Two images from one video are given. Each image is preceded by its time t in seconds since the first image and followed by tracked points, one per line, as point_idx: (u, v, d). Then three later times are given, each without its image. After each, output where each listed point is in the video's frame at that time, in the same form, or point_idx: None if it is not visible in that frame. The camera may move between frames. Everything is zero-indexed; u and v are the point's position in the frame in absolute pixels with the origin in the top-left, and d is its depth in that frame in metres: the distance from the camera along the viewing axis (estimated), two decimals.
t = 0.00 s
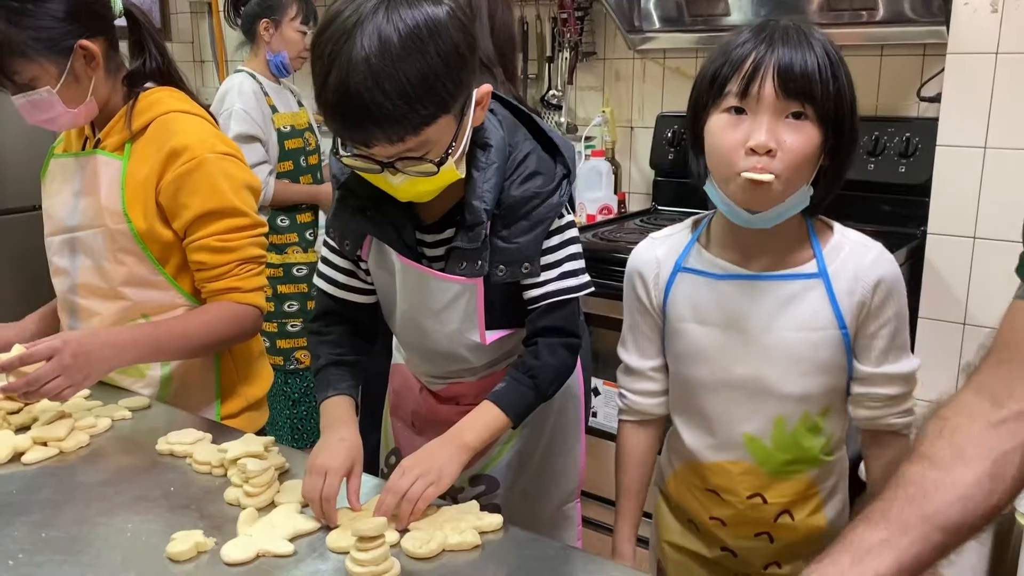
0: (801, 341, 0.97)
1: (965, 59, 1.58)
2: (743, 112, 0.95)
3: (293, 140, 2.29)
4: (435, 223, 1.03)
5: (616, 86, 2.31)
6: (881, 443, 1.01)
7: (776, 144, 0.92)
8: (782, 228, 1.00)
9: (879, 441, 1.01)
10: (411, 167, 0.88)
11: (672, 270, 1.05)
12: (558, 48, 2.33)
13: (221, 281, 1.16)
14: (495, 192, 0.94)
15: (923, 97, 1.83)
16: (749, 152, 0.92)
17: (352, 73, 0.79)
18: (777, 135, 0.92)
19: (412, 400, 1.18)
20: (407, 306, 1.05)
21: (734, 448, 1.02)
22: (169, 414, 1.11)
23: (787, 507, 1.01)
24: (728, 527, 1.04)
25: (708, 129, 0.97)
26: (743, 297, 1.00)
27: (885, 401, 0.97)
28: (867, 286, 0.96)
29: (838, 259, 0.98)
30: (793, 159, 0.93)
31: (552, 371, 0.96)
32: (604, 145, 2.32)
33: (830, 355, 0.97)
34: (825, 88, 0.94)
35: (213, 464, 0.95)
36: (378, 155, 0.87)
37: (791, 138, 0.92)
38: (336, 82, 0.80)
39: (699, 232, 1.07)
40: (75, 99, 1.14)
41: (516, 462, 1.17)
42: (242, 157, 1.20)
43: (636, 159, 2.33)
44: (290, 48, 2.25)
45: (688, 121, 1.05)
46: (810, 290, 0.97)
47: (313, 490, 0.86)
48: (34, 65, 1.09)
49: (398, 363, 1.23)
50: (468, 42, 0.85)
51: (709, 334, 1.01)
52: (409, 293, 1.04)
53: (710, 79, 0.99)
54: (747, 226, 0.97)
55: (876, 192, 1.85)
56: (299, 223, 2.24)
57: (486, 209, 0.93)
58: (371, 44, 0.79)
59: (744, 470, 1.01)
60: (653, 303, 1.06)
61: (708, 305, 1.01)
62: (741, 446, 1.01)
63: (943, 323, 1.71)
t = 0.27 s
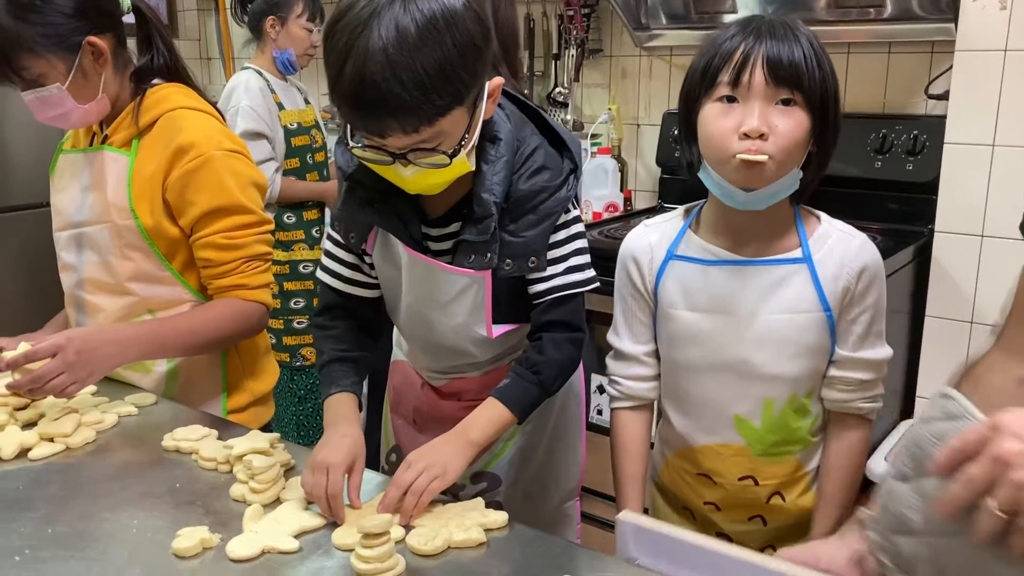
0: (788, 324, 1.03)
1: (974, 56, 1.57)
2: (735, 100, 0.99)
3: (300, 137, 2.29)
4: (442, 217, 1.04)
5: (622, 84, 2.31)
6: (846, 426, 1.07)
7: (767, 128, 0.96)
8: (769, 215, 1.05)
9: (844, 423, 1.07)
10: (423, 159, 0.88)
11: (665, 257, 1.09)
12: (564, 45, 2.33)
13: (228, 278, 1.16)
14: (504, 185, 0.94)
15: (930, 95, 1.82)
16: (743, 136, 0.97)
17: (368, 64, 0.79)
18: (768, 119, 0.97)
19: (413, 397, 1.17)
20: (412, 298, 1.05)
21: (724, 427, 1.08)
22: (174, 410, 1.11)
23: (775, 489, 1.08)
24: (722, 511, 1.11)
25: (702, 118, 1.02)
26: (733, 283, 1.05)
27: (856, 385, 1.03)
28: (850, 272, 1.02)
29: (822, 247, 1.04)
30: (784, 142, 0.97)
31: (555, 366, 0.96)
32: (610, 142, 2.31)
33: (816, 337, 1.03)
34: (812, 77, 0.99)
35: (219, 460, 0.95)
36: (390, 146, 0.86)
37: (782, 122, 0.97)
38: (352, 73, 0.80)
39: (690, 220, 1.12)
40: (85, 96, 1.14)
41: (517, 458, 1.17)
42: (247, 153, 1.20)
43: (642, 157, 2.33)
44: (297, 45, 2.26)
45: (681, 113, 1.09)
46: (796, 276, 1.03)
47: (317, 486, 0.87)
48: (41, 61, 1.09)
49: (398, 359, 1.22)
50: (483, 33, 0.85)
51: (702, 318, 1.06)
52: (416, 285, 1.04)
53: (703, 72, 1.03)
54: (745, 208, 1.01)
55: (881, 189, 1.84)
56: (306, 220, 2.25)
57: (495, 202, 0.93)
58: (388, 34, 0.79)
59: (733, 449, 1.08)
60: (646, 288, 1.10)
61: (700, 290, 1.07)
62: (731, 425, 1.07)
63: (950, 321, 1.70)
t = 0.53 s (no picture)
0: (798, 320, 1.03)
1: (987, 54, 1.56)
2: (743, 98, 0.99)
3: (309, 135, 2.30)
4: (441, 206, 1.04)
5: (632, 82, 2.31)
6: (859, 422, 1.06)
7: (774, 124, 0.96)
8: (780, 211, 1.05)
9: (857, 420, 1.06)
10: (431, 142, 0.87)
11: (675, 252, 1.09)
12: (573, 43, 2.32)
13: (241, 279, 1.16)
14: (509, 169, 0.95)
15: (941, 93, 1.81)
16: (751, 133, 0.97)
17: (380, 45, 0.78)
18: (775, 116, 0.97)
19: (405, 393, 1.16)
20: (415, 283, 1.05)
21: (734, 423, 1.08)
22: (183, 407, 1.12)
23: (787, 487, 1.09)
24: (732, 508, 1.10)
25: (710, 114, 1.01)
26: (743, 278, 1.05)
27: (868, 380, 1.03)
28: (859, 266, 1.02)
29: (831, 241, 1.03)
30: (792, 139, 0.97)
31: (553, 355, 0.96)
32: (620, 140, 2.31)
33: (826, 332, 1.03)
34: (819, 74, 0.98)
35: (229, 457, 0.96)
36: (398, 128, 0.86)
37: (789, 119, 0.97)
38: (363, 55, 0.79)
39: (701, 215, 1.12)
40: (102, 94, 1.15)
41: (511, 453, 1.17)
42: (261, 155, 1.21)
43: (651, 155, 2.33)
44: (307, 43, 2.26)
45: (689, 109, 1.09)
46: (806, 272, 1.03)
47: (327, 484, 0.87)
48: (62, 59, 1.10)
49: (388, 357, 1.21)
50: (490, 16, 0.85)
51: (712, 315, 1.06)
52: (419, 269, 1.03)
53: (709, 68, 1.03)
54: (753, 207, 1.01)
55: (893, 188, 1.84)
56: (316, 217, 2.25)
57: (501, 185, 0.93)
58: (401, 16, 0.78)
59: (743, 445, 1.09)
60: (655, 283, 1.10)
61: (710, 285, 1.07)
62: (741, 419, 1.08)
63: (961, 321, 1.69)
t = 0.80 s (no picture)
0: (820, 317, 1.03)
1: (1002, 53, 1.55)
2: (758, 97, 0.99)
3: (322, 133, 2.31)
4: (443, 191, 1.03)
5: (644, 80, 2.30)
6: (890, 415, 1.06)
7: (790, 123, 0.96)
8: (796, 207, 1.05)
9: (887, 413, 1.06)
10: (438, 119, 0.87)
11: (693, 252, 1.09)
12: (585, 41, 2.32)
13: (259, 280, 1.17)
14: (514, 150, 0.95)
15: (956, 92, 1.80)
16: (767, 132, 0.97)
17: (392, 16, 0.78)
18: (791, 114, 0.96)
19: (404, 386, 1.16)
20: (420, 266, 1.03)
21: (757, 426, 1.07)
22: (196, 404, 1.12)
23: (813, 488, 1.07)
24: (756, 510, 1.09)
25: (725, 115, 1.02)
26: (763, 276, 1.05)
27: (896, 374, 1.03)
28: (880, 259, 1.02)
29: (850, 236, 1.03)
30: (808, 137, 0.97)
31: (549, 341, 0.95)
32: (632, 138, 2.31)
33: (847, 328, 1.03)
34: (835, 70, 0.98)
35: (241, 453, 0.96)
36: (406, 106, 0.85)
37: (804, 116, 0.96)
38: (374, 29, 0.79)
39: (717, 216, 1.12)
40: (139, 82, 1.17)
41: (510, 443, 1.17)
42: (285, 156, 1.21)
43: (663, 153, 2.32)
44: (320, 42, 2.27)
45: (705, 111, 1.09)
46: (826, 269, 1.03)
47: (342, 478, 0.88)
48: (104, 44, 1.12)
49: (387, 352, 1.20)
50: None
51: (733, 317, 1.06)
52: (424, 252, 1.01)
53: (723, 69, 1.03)
54: (770, 202, 1.01)
55: (906, 187, 1.83)
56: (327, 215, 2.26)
57: (506, 163, 0.94)
58: None
59: (768, 446, 1.07)
60: (672, 284, 1.09)
61: (731, 284, 1.06)
62: (764, 419, 1.07)
63: (974, 321, 1.68)
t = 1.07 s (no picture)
0: (838, 317, 1.03)
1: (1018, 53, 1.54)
2: (771, 100, 0.99)
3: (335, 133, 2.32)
4: (453, 191, 1.03)
5: (656, 80, 2.30)
6: (904, 418, 1.06)
7: (805, 124, 0.96)
8: (812, 210, 1.05)
9: (902, 416, 1.06)
10: (456, 121, 0.87)
11: (709, 253, 1.09)
12: (597, 41, 2.32)
13: (248, 285, 1.14)
14: (526, 151, 0.95)
15: (970, 92, 1.78)
16: (781, 134, 0.96)
17: (417, 19, 0.79)
18: (805, 115, 0.96)
19: (410, 384, 1.17)
20: (430, 264, 1.03)
21: (774, 427, 1.06)
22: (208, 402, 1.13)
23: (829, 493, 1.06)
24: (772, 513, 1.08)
25: (739, 119, 1.01)
26: (781, 277, 1.04)
27: (913, 376, 1.02)
28: (899, 260, 1.02)
29: (867, 237, 1.03)
30: (822, 139, 0.96)
31: (553, 341, 0.95)
32: (643, 138, 2.30)
33: (865, 329, 1.03)
34: (848, 70, 0.97)
35: (253, 452, 0.97)
36: (424, 107, 0.86)
37: (819, 118, 0.96)
38: (398, 31, 0.79)
39: (733, 219, 1.11)
40: (169, 78, 1.19)
41: (515, 441, 1.18)
42: (301, 164, 1.19)
43: (675, 153, 2.32)
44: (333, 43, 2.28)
45: (718, 115, 1.08)
46: (844, 269, 1.03)
47: (350, 478, 0.88)
48: (133, 38, 1.13)
49: (392, 350, 1.19)
50: None
51: (750, 316, 1.05)
52: (435, 252, 1.01)
53: (737, 73, 1.03)
54: (786, 209, 1.01)
55: (920, 188, 1.82)
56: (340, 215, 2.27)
57: (520, 164, 0.94)
58: None
59: (785, 449, 1.06)
60: (687, 285, 1.09)
61: (749, 284, 1.05)
62: (780, 422, 1.06)
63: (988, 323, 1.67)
